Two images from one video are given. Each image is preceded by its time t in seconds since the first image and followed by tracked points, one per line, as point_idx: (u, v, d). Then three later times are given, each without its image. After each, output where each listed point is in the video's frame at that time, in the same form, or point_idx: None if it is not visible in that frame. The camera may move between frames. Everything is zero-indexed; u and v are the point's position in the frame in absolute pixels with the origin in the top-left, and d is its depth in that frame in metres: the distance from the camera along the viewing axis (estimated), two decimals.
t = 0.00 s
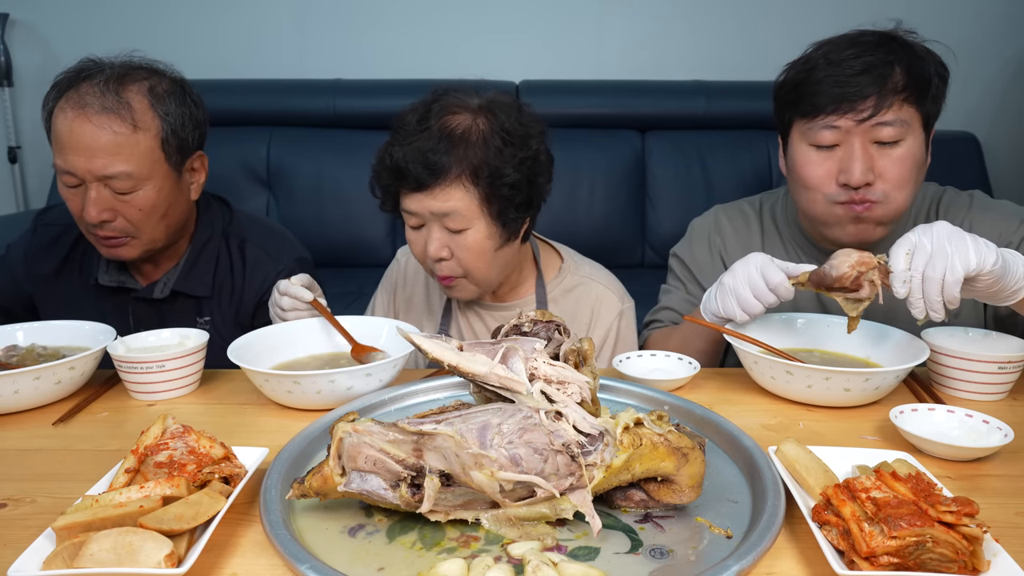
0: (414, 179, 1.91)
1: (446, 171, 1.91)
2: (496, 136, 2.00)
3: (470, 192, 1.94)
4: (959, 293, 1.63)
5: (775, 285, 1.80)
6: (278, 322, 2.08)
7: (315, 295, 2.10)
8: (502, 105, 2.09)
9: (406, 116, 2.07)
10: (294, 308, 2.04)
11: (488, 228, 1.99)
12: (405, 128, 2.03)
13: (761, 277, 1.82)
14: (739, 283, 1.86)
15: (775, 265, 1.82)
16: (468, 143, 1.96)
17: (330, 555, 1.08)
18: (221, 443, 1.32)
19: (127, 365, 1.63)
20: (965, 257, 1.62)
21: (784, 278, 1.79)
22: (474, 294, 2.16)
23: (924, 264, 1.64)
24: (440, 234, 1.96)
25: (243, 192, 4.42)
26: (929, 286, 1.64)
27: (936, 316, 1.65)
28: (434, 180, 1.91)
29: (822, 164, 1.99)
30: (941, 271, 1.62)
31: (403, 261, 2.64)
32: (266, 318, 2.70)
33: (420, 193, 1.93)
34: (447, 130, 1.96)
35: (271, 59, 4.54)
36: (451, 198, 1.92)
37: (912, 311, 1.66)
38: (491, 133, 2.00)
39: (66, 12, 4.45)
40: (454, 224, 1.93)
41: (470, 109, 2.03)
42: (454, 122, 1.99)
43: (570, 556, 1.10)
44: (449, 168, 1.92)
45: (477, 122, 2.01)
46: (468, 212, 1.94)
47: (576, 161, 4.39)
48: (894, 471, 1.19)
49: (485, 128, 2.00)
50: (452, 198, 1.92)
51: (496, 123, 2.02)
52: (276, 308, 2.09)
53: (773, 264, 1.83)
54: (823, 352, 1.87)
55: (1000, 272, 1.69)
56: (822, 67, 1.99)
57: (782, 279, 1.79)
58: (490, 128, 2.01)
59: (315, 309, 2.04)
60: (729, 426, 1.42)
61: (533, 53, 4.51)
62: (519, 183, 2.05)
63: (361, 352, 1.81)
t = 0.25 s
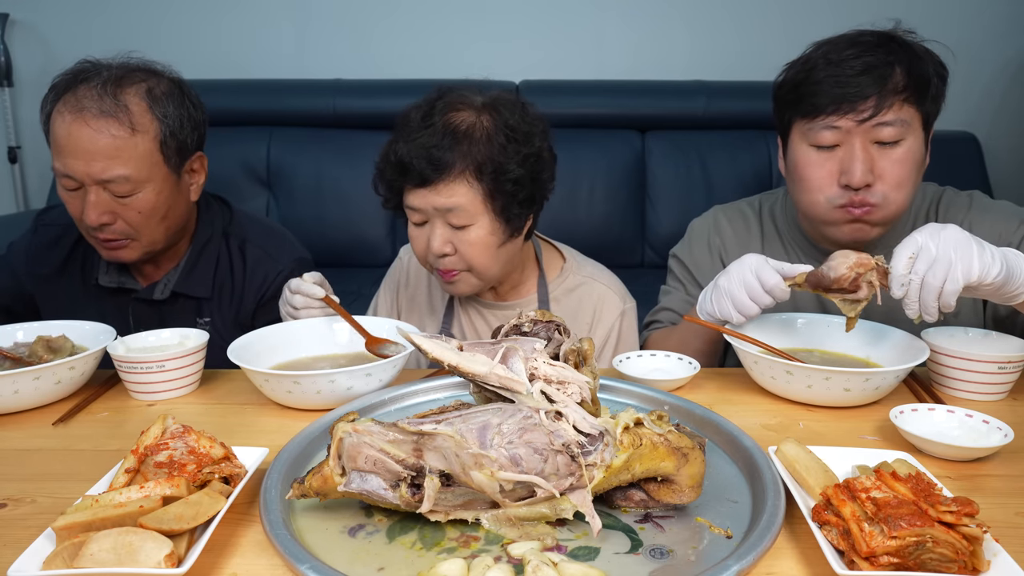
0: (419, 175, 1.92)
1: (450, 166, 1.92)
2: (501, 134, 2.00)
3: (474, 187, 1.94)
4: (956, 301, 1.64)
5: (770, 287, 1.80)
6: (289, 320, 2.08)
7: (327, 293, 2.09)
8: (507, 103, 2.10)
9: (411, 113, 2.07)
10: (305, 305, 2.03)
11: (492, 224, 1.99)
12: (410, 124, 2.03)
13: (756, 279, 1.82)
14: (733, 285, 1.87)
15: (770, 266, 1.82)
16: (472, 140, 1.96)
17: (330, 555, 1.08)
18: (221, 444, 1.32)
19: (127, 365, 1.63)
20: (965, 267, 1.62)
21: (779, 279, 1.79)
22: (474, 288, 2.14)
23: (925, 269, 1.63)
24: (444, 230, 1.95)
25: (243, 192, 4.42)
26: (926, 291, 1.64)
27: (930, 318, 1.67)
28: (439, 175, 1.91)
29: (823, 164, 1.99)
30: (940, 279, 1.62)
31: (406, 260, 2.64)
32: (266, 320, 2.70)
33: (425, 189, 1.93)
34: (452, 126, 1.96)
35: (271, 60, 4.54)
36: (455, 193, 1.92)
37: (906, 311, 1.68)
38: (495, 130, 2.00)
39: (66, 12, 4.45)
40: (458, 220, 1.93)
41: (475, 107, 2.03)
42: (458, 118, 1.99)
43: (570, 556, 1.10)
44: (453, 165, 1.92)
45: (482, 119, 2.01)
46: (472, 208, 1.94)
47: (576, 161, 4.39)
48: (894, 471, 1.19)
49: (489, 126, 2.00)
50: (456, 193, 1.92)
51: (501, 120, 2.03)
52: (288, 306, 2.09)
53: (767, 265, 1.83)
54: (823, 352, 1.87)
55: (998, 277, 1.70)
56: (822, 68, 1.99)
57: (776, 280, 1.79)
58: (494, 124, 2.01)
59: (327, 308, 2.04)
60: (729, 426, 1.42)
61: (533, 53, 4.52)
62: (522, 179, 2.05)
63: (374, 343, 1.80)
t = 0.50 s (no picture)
0: (423, 172, 1.92)
1: (454, 165, 1.92)
2: (505, 133, 2.00)
3: (478, 187, 1.94)
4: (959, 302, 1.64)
5: (769, 287, 1.80)
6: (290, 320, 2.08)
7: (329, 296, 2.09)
8: (514, 103, 2.10)
9: (416, 111, 2.07)
10: (306, 307, 2.04)
11: (496, 223, 1.99)
12: (415, 122, 2.03)
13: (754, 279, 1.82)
14: (732, 286, 1.87)
15: (767, 266, 1.82)
16: (477, 139, 1.96)
17: (330, 555, 1.08)
18: (221, 443, 1.32)
19: (127, 365, 1.63)
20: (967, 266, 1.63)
21: (778, 278, 1.79)
22: (477, 286, 2.14)
23: (929, 268, 1.63)
24: (447, 229, 1.96)
25: (243, 192, 4.42)
26: (928, 291, 1.64)
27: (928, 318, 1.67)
28: (444, 173, 1.91)
29: (822, 166, 1.99)
30: (944, 279, 1.62)
31: (407, 259, 2.64)
32: (265, 321, 2.67)
33: (428, 188, 1.93)
34: (456, 125, 1.96)
35: (271, 60, 4.53)
36: (459, 192, 1.92)
37: (904, 311, 1.67)
38: (500, 129, 2.00)
39: (66, 13, 4.45)
40: (461, 219, 1.93)
41: (480, 106, 2.04)
42: (463, 117, 1.99)
43: (570, 556, 1.10)
44: (458, 163, 1.92)
45: (487, 119, 2.01)
46: (476, 207, 1.94)
47: (576, 161, 4.39)
48: (894, 471, 1.19)
49: (494, 125, 2.00)
50: (460, 192, 1.92)
51: (506, 119, 2.03)
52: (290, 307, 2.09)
53: (766, 265, 1.82)
54: (823, 352, 1.87)
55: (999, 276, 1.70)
56: (821, 70, 1.99)
57: (774, 280, 1.79)
58: (499, 124, 2.01)
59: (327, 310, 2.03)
60: (729, 426, 1.42)
61: (533, 54, 4.52)
62: (526, 178, 2.05)
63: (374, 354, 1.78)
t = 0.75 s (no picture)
0: (422, 173, 1.92)
1: (454, 165, 1.92)
2: (505, 134, 2.00)
3: (478, 188, 1.94)
4: (961, 299, 1.64)
5: (771, 289, 1.80)
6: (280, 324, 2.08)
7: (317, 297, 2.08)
8: (513, 104, 2.10)
9: (416, 111, 2.08)
10: (296, 309, 2.04)
11: (495, 225, 1.99)
12: (415, 122, 2.03)
13: (757, 281, 1.82)
14: (734, 287, 1.87)
15: (770, 268, 1.82)
16: (476, 140, 1.96)
17: (330, 555, 1.08)
18: (221, 443, 1.32)
19: (127, 365, 1.63)
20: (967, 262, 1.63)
21: (780, 281, 1.79)
22: (473, 289, 2.13)
23: (929, 268, 1.63)
24: (445, 230, 1.95)
25: (243, 192, 4.42)
26: (930, 292, 1.64)
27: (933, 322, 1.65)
28: (443, 174, 1.91)
29: (823, 164, 1.99)
30: (947, 278, 1.62)
31: (406, 260, 2.64)
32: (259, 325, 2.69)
33: (428, 188, 1.93)
34: (456, 126, 1.96)
35: (271, 60, 4.54)
36: (458, 193, 1.92)
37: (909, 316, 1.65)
38: (500, 131, 2.00)
39: (67, 13, 4.45)
40: (460, 221, 1.93)
41: (480, 107, 2.04)
42: (463, 118, 1.99)
43: (570, 556, 1.10)
44: (457, 164, 1.92)
45: (487, 120, 2.01)
46: (475, 209, 1.93)
47: (576, 161, 4.39)
48: (894, 471, 1.19)
49: (494, 126, 2.00)
50: (459, 193, 1.92)
51: (506, 120, 2.03)
52: (279, 311, 2.09)
53: (768, 266, 1.82)
54: (824, 352, 1.87)
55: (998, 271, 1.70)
56: (823, 68, 1.99)
57: (777, 283, 1.79)
58: (499, 125, 2.01)
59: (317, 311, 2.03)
60: (729, 426, 1.42)
61: (533, 54, 4.52)
62: (526, 179, 2.05)
63: (366, 347, 1.80)
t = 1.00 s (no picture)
0: (416, 179, 1.91)
1: (448, 170, 1.91)
2: (501, 138, 2.00)
3: (473, 194, 1.94)
4: (961, 300, 1.64)
5: (769, 289, 1.80)
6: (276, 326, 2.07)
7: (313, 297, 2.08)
8: (508, 107, 2.10)
9: (411, 115, 2.08)
10: (293, 310, 2.03)
11: (491, 231, 1.99)
12: (408, 128, 2.03)
13: (755, 281, 1.82)
14: (732, 287, 1.87)
15: (768, 268, 1.82)
16: (471, 145, 1.96)
17: (330, 555, 1.08)
18: (221, 443, 1.32)
19: (127, 365, 1.63)
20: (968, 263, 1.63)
21: (778, 281, 1.79)
22: (470, 295, 2.14)
23: (932, 267, 1.62)
24: (440, 236, 1.95)
25: (243, 192, 4.42)
26: (931, 290, 1.64)
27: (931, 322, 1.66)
28: (437, 180, 1.91)
29: (820, 165, 1.99)
30: (948, 278, 1.62)
31: (402, 263, 2.64)
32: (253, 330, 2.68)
33: (422, 194, 1.93)
34: (450, 131, 1.96)
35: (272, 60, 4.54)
36: (453, 200, 1.92)
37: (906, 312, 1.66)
38: (495, 135, 2.00)
39: (67, 13, 4.45)
40: (455, 228, 1.93)
41: (475, 110, 2.04)
42: (458, 122, 1.99)
43: (570, 556, 1.10)
44: (452, 169, 1.91)
45: (482, 124, 2.01)
46: (470, 216, 1.94)
47: (577, 161, 4.38)
48: (894, 471, 1.19)
49: (489, 130, 2.00)
50: (454, 200, 1.92)
51: (501, 124, 2.02)
52: (275, 312, 2.09)
53: (766, 267, 1.82)
54: (823, 352, 1.87)
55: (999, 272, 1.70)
56: (820, 69, 1.99)
57: (775, 283, 1.79)
58: (494, 130, 2.01)
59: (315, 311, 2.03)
60: (729, 426, 1.42)
61: (533, 54, 4.52)
62: (522, 185, 2.04)
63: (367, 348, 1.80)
